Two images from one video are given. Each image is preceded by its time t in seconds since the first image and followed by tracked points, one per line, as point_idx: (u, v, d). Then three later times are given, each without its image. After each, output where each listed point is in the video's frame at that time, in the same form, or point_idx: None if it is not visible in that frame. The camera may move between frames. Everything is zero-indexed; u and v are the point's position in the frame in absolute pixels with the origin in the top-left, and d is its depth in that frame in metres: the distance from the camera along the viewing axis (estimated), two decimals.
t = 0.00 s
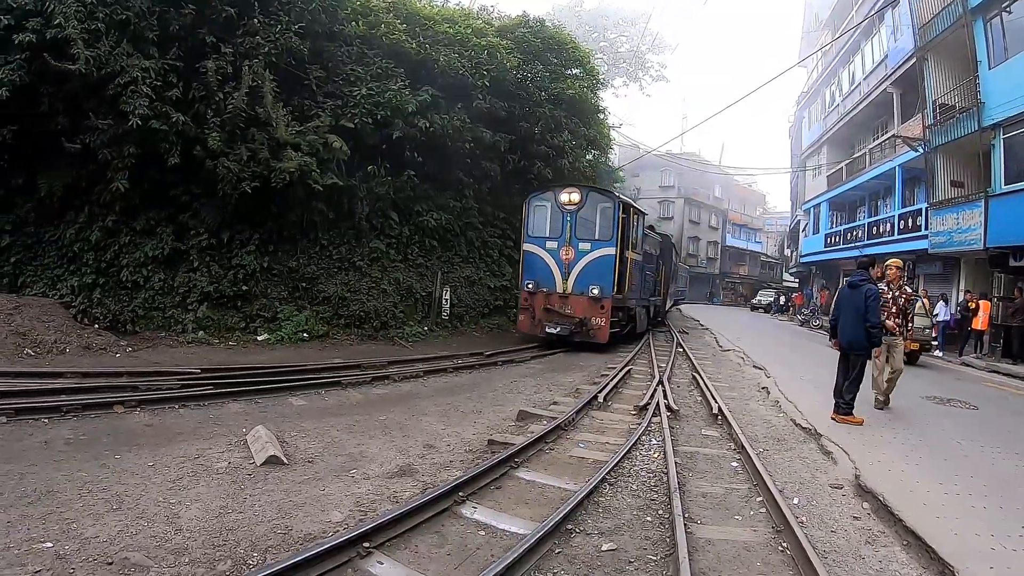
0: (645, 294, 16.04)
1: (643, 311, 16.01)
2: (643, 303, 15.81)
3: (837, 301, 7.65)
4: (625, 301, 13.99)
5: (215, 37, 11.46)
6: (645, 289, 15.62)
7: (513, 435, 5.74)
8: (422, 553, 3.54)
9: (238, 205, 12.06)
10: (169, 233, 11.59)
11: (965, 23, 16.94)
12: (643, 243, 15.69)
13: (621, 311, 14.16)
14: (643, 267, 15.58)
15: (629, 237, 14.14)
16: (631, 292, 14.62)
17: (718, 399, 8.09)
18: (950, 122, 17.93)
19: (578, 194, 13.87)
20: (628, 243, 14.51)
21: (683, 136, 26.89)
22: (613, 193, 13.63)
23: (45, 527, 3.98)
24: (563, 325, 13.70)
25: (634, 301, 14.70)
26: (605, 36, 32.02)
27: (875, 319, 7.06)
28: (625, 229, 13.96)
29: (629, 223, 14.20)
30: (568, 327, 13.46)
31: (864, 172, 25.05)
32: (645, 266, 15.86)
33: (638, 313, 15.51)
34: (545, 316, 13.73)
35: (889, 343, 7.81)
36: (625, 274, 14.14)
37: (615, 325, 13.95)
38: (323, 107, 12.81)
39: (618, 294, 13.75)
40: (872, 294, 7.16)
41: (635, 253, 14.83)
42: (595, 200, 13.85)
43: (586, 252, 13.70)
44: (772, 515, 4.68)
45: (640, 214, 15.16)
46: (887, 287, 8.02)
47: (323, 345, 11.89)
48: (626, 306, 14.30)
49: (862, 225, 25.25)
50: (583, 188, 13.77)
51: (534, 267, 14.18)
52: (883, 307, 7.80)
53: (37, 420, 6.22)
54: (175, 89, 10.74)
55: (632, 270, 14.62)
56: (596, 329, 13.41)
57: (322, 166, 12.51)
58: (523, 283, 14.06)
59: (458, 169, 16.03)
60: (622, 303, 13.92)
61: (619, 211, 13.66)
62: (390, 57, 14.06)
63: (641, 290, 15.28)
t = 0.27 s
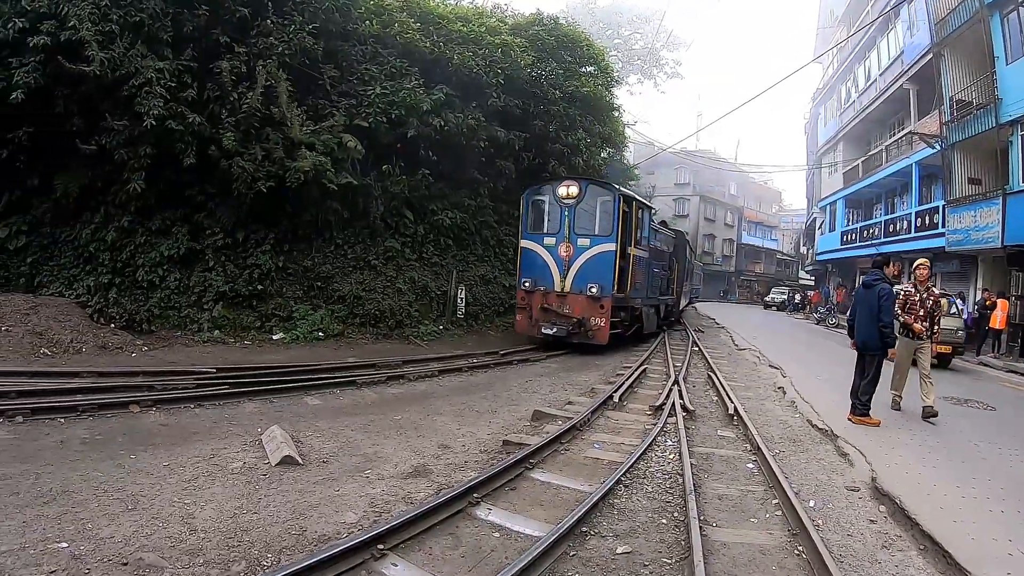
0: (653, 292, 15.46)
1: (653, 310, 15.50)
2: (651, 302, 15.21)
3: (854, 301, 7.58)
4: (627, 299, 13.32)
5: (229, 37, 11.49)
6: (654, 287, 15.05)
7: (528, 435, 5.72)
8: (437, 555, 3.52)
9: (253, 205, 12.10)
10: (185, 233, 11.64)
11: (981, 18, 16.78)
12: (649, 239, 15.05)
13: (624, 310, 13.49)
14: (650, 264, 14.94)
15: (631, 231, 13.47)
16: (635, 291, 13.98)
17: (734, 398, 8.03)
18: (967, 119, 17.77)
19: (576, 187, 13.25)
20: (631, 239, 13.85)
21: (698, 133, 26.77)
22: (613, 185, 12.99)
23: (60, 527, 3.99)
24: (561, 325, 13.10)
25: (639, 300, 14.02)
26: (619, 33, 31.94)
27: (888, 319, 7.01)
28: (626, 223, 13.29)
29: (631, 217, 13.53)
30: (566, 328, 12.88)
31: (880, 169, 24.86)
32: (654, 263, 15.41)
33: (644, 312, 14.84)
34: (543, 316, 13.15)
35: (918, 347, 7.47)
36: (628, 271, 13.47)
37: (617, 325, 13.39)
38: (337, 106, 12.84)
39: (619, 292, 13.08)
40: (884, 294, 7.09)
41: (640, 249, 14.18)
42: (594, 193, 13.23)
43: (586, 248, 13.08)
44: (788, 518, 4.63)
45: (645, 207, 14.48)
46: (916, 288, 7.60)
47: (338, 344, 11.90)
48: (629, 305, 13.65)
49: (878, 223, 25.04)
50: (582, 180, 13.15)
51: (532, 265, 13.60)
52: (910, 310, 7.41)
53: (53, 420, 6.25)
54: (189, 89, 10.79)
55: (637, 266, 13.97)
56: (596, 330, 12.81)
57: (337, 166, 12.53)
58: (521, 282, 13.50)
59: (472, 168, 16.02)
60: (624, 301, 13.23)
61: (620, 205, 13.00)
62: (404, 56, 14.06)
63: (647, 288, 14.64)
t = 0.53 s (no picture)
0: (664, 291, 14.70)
1: (664, 309, 14.81)
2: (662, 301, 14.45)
3: (873, 303, 7.49)
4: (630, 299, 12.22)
5: (245, 39, 11.54)
6: (664, 286, 14.25)
7: (546, 436, 5.69)
8: (455, 557, 3.51)
9: (271, 206, 12.14)
10: (203, 234, 11.71)
11: (1000, 13, 16.56)
12: (658, 235, 14.09)
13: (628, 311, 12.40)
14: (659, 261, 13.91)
15: (634, 226, 12.25)
16: (641, 289, 12.88)
17: (753, 399, 7.97)
18: (986, 115, 17.56)
19: (572, 179, 12.04)
20: (637, 233, 12.62)
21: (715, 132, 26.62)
22: (611, 177, 11.72)
23: (80, 527, 4.01)
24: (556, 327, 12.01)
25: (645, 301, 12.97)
26: (635, 31, 31.76)
27: (905, 320, 6.92)
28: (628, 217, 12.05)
29: (634, 211, 12.30)
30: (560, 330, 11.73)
31: (898, 166, 24.63)
32: (666, 261, 14.72)
33: (652, 312, 13.94)
34: (538, 317, 12.12)
35: (947, 350, 7.07)
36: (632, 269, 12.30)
37: (621, 326, 12.50)
38: (354, 106, 12.87)
39: (620, 292, 11.94)
40: (903, 295, 7.00)
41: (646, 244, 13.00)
42: (592, 185, 11.96)
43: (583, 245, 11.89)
44: (807, 520, 4.59)
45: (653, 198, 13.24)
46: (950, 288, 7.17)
47: (356, 344, 11.91)
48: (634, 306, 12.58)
49: (897, 221, 24.81)
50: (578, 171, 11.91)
51: (527, 262, 12.56)
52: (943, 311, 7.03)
53: (74, 420, 6.30)
54: (206, 91, 10.86)
55: (642, 264, 12.85)
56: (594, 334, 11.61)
57: (354, 166, 12.56)
58: (516, 281, 12.52)
59: (489, 168, 16.00)
60: (626, 302, 12.11)
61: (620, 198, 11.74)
62: (420, 56, 14.06)
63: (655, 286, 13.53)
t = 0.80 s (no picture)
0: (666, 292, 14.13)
1: (665, 312, 14.24)
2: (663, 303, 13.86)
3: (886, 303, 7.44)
4: (626, 301, 11.70)
5: (257, 41, 11.58)
6: (666, 287, 13.65)
7: (557, 437, 5.69)
8: (467, 558, 3.51)
9: (282, 207, 12.18)
10: (215, 235, 11.76)
11: (1012, 11, 16.39)
12: (660, 235, 13.55)
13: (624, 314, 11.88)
14: (659, 263, 13.37)
15: (630, 225, 11.82)
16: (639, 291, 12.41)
17: (764, 400, 7.94)
18: (998, 114, 17.41)
19: (565, 175, 11.65)
20: (634, 233, 12.18)
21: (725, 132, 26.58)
22: (604, 171, 11.28)
23: (94, 527, 4.03)
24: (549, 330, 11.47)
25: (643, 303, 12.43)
26: (646, 31, 31.79)
27: (917, 322, 6.87)
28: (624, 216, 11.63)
29: (630, 209, 11.86)
30: (552, 333, 11.21)
31: (910, 166, 24.50)
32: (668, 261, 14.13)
33: (651, 314, 13.36)
34: (530, 319, 11.60)
35: (965, 352, 6.98)
36: (628, 269, 11.83)
37: (627, 328, 12.40)
38: (364, 108, 12.90)
39: (615, 293, 11.45)
40: (915, 296, 6.96)
41: (645, 245, 12.53)
42: (586, 181, 11.55)
43: (576, 243, 11.47)
44: (818, 523, 4.57)
45: (653, 198, 12.81)
46: (968, 288, 7.11)
47: (367, 345, 11.92)
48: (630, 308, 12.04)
49: (908, 221, 24.68)
50: (570, 166, 11.51)
51: (521, 261, 12.17)
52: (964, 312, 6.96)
53: (86, 421, 6.33)
54: (217, 93, 10.89)
55: (640, 264, 12.35)
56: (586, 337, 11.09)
57: (365, 167, 12.58)
58: (507, 281, 12.07)
59: (500, 169, 16.02)
60: (621, 303, 11.62)
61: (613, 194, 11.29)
62: (430, 58, 14.09)
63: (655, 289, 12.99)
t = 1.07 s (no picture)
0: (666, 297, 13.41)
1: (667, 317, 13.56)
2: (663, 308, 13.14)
3: (898, 307, 7.41)
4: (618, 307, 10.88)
5: (269, 45, 11.64)
6: (666, 291, 12.87)
7: (569, 442, 5.69)
8: (478, 562, 3.51)
9: (294, 210, 12.22)
10: (227, 238, 11.82)
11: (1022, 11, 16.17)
12: (659, 235, 12.73)
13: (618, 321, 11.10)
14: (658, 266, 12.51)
15: (624, 225, 10.89)
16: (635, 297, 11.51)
17: (776, 405, 7.92)
18: (1010, 116, 17.27)
19: (551, 172, 10.83)
20: (629, 233, 11.30)
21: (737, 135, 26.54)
22: (593, 168, 10.44)
23: (106, 528, 4.06)
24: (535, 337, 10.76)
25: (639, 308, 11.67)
26: (657, 35, 31.77)
27: (931, 327, 6.86)
28: (616, 215, 10.71)
29: (624, 207, 10.94)
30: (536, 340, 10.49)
31: (923, 169, 24.36)
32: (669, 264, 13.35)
33: (649, 320, 12.59)
34: (515, 326, 10.91)
35: (983, 358, 6.87)
36: (623, 272, 10.96)
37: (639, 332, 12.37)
38: (376, 111, 12.93)
39: (605, 298, 10.62)
40: (929, 301, 6.94)
41: (641, 246, 11.64)
42: (574, 178, 10.70)
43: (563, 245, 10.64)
44: (830, 529, 4.54)
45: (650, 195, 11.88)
46: (983, 293, 7.05)
47: (378, 348, 11.93)
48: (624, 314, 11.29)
49: (921, 224, 24.54)
50: (557, 163, 10.69)
51: (507, 265, 11.40)
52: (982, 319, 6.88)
53: (98, 423, 6.36)
54: (230, 97, 10.95)
55: (636, 267, 11.49)
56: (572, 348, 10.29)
57: (376, 171, 12.61)
58: (493, 284, 11.42)
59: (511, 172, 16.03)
60: (613, 309, 10.80)
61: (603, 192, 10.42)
62: (441, 62, 14.13)
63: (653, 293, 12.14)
